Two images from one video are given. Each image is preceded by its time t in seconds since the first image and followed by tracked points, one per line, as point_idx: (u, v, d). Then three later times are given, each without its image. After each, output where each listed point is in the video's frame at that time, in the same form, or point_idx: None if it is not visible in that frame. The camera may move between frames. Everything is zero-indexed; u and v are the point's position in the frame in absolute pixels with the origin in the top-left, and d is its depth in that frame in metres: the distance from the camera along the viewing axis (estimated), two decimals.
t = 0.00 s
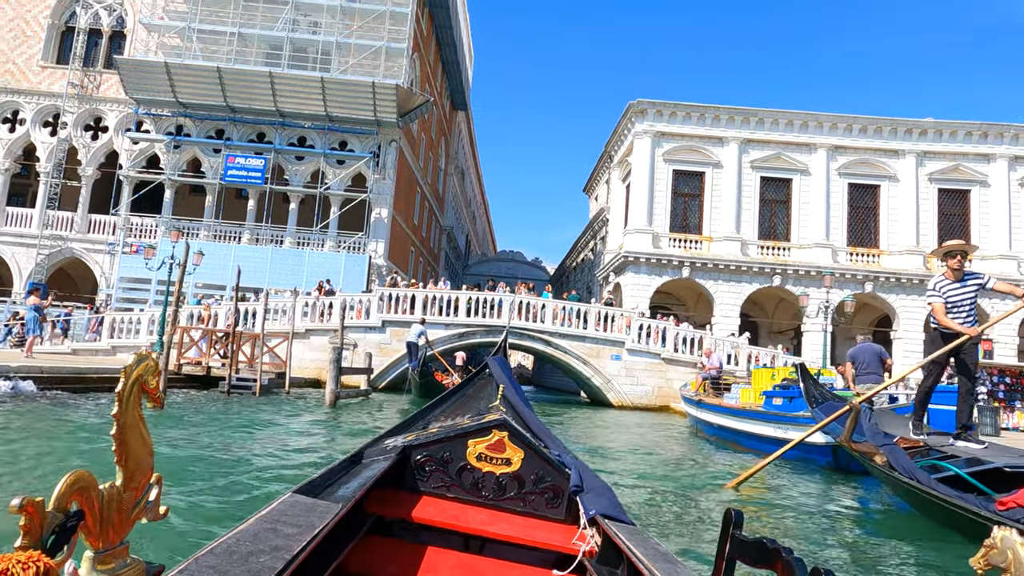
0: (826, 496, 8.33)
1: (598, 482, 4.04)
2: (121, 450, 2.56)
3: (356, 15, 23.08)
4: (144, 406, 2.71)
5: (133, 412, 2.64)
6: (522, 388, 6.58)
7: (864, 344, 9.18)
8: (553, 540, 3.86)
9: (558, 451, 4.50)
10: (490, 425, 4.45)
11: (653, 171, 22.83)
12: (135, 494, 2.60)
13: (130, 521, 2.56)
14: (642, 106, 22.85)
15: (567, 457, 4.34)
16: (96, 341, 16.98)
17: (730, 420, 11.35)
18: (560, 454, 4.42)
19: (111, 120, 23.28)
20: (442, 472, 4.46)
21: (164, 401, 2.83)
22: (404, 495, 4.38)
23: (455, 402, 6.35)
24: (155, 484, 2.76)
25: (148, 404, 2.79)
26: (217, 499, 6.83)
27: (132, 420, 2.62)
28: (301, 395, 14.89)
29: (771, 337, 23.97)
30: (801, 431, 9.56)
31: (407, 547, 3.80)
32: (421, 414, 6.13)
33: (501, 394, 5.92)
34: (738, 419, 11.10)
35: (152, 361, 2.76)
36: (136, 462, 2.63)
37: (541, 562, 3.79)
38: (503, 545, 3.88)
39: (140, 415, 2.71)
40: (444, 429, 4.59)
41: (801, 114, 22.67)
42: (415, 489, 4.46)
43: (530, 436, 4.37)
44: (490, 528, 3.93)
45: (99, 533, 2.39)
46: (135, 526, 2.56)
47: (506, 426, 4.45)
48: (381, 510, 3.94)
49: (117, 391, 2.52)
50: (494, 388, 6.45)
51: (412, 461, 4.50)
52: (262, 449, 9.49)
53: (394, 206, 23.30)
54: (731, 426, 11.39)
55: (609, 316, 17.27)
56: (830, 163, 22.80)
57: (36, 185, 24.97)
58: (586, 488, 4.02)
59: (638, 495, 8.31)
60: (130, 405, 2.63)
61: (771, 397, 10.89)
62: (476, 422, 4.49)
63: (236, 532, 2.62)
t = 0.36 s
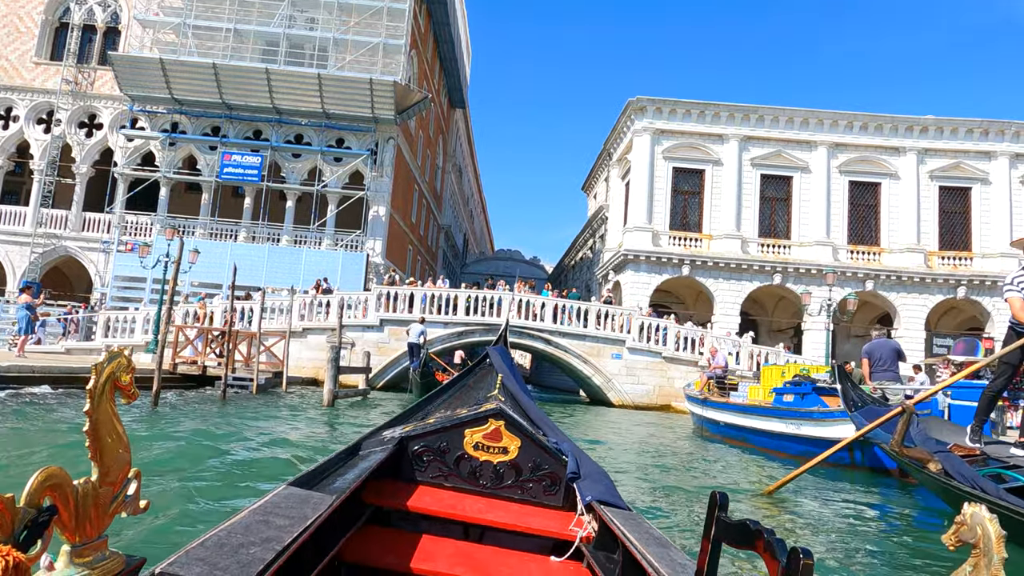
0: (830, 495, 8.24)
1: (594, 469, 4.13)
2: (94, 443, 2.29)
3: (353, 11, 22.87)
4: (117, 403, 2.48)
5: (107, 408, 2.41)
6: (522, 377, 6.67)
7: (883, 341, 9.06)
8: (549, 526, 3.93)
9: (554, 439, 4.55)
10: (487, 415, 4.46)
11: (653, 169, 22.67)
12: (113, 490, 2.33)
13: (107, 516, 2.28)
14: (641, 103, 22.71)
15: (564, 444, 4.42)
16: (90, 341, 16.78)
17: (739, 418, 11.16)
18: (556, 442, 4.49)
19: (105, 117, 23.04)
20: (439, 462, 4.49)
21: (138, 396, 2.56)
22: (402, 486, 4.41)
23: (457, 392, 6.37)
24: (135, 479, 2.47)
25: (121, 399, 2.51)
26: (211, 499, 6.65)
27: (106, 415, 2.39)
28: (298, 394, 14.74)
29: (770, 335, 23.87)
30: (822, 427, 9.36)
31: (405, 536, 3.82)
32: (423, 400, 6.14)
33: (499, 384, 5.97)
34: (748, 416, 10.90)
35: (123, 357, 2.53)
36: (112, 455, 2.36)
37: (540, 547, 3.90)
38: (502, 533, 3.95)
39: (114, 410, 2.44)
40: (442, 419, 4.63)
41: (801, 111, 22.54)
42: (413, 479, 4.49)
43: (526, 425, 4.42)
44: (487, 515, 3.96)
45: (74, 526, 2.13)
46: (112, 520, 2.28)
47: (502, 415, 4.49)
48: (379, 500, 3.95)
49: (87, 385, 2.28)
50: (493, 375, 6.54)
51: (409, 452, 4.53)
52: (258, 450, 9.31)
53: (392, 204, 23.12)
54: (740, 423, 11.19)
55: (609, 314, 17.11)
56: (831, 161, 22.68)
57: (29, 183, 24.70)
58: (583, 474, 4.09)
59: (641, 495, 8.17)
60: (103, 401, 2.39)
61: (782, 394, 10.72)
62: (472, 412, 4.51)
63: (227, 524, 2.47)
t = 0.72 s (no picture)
0: (842, 499, 8.08)
1: (599, 483, 4.10)
2: (102, 473, 2.55)
3: (353, 8, 22.66)
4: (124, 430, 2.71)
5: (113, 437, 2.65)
6: (528, 391, 6.61)
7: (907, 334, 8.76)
8: (556, 541, 3.88)
9: (560, 453, 4.50)
10: (492, 430, 4.44)
11: (656, 166, 22.48)
12: (119, 516, 2.59)
13: (114, 542, 2.55)
14: (644, 100, 22.53)
15: (569, 458, 4.37)
16: (88, 341, 16.56)
17: (756, 416, 10.92)
18: (562, 455, 4.45)
19: (103, 115, 22.83)
20: (445, 479, 4.45)
21: (144, 421, 2.80)
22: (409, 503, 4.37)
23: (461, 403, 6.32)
24: (140, 506, 2.75)
25: (128, 424, 2.76)
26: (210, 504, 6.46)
27: (113, 445, 2.63)
28: (298, 395, 14.56)
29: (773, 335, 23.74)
30: (843, 423, 9.10)
31: (411, 555, 3.72)
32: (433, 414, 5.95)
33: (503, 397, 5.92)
34: (766, 414, 10.66)
35: (130, 384, 2.75)
36: (120, 482, 2.63)
37: (547, 564, 3.78)
38: (509, 549, 3.86)
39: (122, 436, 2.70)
40: (447, 436, 4.59)
41: (805, 109, 22.38)
42: (419, 497, 4.44)
43: (531, 440, 4.39)
44: (494, 532, 3.92)
45: (82, 554, 2.39)
46: (118, 546, 2.56)
47: (508, 430, 4.45)
48: (386, 519, 3.91)
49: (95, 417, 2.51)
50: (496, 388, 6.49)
51: (415, 470, 4.47)
52: (260, 454, 9.10)
53: (393, 203, 22.94)
54: (757, 421, 10.95)
55: (613, 313, 16.93)
56: (834, 159, 22.52)
57: (26, 181, 24.45)
58: (589, 488, 4.07)
59: (651, 498, 7.98)
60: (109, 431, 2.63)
61: (800, 391, 10.48)
62: (478, 428, 4.48)
63: (232, 547, 2.32)
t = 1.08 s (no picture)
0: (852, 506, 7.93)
1: (607, 501, 3.95)
2: (109, 495, 2.72)
3: (353, 7, 22.48)
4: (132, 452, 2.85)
5: (121, 460, 2.80)
6: (530, 411, 6.42)
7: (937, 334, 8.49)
8: (564, 563, 3.75)
9: (565, 472, 4.32)
10: (497, 449, 4.26)
11: (658, 166, 22.31)
12: (127, 539, 2.77)
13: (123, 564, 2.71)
14: (646, 100, 22.37)
15: (575, 477, 4.19)
16: (84, 343, 16.33)
17: (770, 418, 10.80)
18: (568, 474, 4.27)
19: (101, 114, 22.62)
20: (450, 500, 4.24)
21: (151, 442, 2.93)
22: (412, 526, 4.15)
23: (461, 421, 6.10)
24: (147, 528, 2.96)
25: (137, 446, 2.89)
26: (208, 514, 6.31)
27: (120, 467, 2.78)
28: (297, 398, 14.36)
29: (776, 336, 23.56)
30: (864, 425, 8.88)
31: None
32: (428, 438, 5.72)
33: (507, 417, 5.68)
34: (781, 416, 10.51)
35: (138, 407, 2.89)
36: (128, 506, 2.80)
37: None
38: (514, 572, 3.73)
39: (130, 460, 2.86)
40: (450, 456, 4.40)
41: (808, 109, 22.21)
42: (423, 519, 4.23)
43: (538, 459, 4.21)
44: (500, 554, 3.79)
45: None
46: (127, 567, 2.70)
47: (512, 449, 4.28)
48: (392, 542, 3.76)
49: (103, 440, 2.65)
50: (499, 408, 6.33)
51: (419, 491, 4.26)
52: (260, 460, 8.92)
53: (393, 203, 22.72)
54: (770, 424, 10.83)
55: (618, 314, 16.69)
56: (838, 159, 22.36)
57: (23, 182, 24.23)
58: (595, 507, 3.92)
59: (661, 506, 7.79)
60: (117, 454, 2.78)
61: (817, 393, 10.27)
62: (481, 447, 4.30)
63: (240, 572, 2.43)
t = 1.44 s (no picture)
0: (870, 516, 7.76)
1: (618, 509, 4.00)
2: (144, 500, 2.74)
3: (359, 8, 22.35)
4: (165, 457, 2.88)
5: (154, 464, 2.83)
6: (539, 416, 6.15)
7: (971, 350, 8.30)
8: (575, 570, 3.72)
9: (576, 479, 4.29)
10: (508, 456, 4.23)
11: (667, 167, 22.06)
12: (159, 543, 2.79)
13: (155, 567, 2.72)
14: (655, 100, 22.15)
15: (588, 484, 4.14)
16: (89, 345, 16.18)
17: (790, 426, 10.61)
18: (579, 482, 4.24)
19: (106, 115, 22.53)
20: (462, 506, 4.24)
21: (183, 448, 2.97)
22: (424, 532, 4.17)
23: (470, 424, 5.96)
24: (177, 534, 2.94)
25: (168, 452, 2.95)
26: (215, 524, 6.18)
27: (154, 472, 2.81)
28: (303, 402, 14.20)
29: (787, 339, 23.29)
30: (896, 437, 8.63)
31: None
32: (444, 440, 5.53)
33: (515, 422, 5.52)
34: (801, 426, 10.32)
35: (171, 413, 2.93)
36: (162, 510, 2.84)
37: None
38: None
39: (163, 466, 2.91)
40: (462, 461, 4.39)
41: (819, 108, 21.91)
42: (435, 524, 4.25)
43: (549, 465, 4.17)
44: (512, 560, 3.76)
45: None
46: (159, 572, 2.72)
47: (524, 455, 4.23)
48: (404, 547, 3.78)
49: (139, 444, 2.67)
50: (507, 412, 6.04)
51: (431, 497, 4.27)
52: (267, 464, 8.77)
53: (399, 205, 22.55)
54: (790, 432, 10.66)
55: (628, 316, 16.41)
56: (850, 160, 22.06)
57: (28, 183, 24.16)
58: (607, 514, 3.96)
59: (675, 513, 7.62)
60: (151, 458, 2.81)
61: (838, 399, 9.97)
62: (493, 453, 4.28)
63: None
